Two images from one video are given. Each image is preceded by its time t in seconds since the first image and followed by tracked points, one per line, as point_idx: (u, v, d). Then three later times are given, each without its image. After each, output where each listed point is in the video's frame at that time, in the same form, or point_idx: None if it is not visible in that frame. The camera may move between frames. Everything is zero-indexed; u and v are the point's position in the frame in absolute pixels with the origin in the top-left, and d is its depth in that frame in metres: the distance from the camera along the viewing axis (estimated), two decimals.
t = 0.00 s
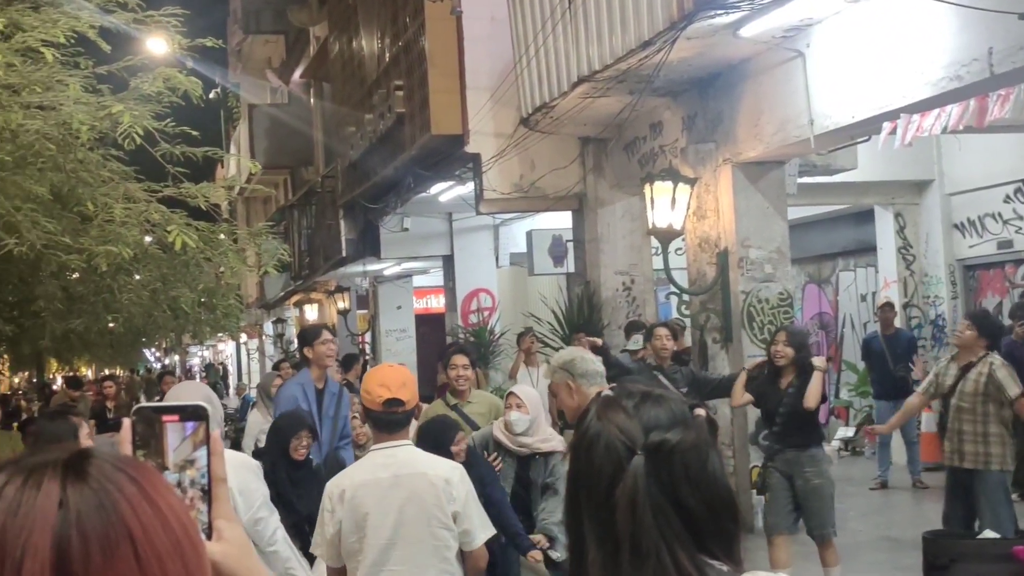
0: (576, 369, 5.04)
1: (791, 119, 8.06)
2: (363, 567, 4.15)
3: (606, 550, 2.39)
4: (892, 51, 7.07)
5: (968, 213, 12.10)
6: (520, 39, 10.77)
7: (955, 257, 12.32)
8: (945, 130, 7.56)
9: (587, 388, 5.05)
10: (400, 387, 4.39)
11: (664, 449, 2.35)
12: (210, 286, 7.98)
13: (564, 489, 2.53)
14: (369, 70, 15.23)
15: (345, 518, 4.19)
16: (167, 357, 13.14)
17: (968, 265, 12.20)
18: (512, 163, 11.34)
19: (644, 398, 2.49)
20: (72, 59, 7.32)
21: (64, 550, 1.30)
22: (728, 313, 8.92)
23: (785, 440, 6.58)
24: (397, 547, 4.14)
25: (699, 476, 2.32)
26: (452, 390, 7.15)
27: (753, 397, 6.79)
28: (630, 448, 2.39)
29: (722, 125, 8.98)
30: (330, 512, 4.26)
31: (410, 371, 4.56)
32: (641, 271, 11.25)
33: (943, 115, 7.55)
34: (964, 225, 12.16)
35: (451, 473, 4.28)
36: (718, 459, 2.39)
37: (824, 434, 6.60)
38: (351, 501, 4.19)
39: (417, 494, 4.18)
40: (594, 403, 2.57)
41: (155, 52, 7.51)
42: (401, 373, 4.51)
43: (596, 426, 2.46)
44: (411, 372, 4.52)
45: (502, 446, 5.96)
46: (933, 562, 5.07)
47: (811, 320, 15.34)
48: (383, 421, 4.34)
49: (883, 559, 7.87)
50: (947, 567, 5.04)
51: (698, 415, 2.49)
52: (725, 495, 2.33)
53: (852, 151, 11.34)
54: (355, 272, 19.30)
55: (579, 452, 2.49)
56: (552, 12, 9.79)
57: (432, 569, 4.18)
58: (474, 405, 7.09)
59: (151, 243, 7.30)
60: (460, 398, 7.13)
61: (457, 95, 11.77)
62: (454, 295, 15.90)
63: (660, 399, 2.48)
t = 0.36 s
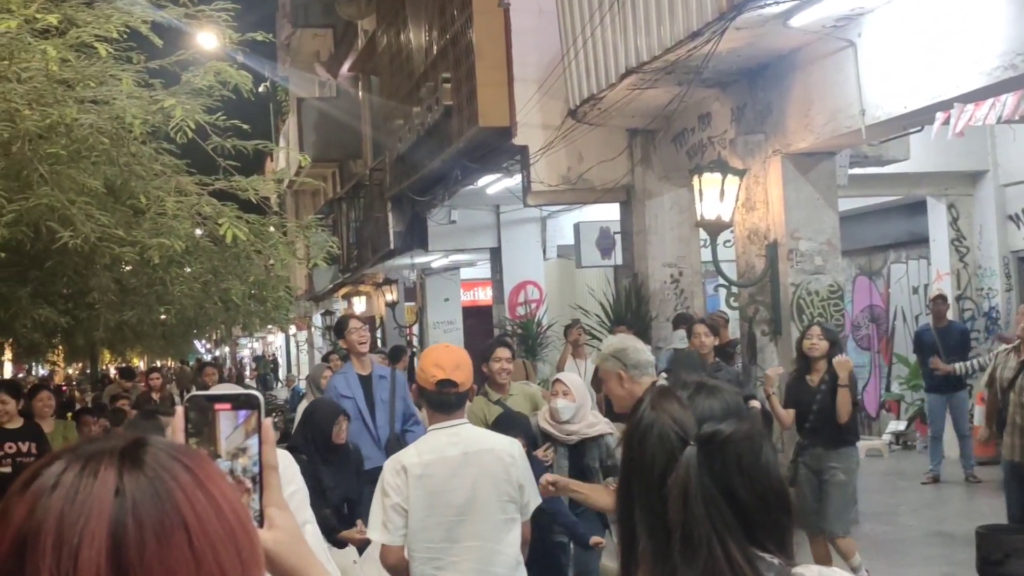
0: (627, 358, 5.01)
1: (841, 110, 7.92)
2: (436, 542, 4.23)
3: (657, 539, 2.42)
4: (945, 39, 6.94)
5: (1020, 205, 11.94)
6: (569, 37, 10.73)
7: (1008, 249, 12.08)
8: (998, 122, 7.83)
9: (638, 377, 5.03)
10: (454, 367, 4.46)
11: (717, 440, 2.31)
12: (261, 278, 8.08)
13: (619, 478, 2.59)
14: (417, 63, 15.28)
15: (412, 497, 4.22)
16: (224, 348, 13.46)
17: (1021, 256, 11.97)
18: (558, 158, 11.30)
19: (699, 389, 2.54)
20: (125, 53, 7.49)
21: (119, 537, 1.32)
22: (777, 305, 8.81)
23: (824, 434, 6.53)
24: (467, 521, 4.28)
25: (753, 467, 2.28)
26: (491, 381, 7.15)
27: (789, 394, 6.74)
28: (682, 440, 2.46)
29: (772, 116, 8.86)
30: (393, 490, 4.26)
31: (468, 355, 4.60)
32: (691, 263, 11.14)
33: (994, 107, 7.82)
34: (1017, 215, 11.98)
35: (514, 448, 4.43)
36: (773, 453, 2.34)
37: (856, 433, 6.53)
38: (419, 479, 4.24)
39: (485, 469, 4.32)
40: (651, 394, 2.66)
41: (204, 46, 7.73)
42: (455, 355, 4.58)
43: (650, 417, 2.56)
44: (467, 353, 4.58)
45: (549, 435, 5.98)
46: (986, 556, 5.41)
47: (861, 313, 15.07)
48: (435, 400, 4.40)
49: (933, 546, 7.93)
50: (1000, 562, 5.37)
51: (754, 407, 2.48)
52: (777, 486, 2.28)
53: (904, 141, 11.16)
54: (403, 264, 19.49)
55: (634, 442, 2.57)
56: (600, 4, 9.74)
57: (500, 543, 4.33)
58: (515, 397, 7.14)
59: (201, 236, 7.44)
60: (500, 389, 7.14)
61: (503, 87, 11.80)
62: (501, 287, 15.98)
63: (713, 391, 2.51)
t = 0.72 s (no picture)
0: (661, 362, 5.01)
1: (877, 98, 7.80)
2: (484, 555, 4.15)
3: (695, 528, 2.38)
4: (984, 23, 6.82)
5: None
6: (601, 26, 10.68)
7: None
8: None
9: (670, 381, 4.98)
10: (491, 375, 4.55)
11: (754, 430, 2.32)
12: (293, 269, 8.15)
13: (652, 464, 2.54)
14: (450, 54, 15.30)
15: (459, 507, 4.20)
16: (260, 337, 13.56)
17: None
18: (591, 149, 11.23)
19: (734, 378, 2.49)
20: (159, 45, 7.56)
21: (151, 524, 1.31)
22: (812, 296, 8.73)
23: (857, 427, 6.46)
24: (519, 534, 4.19)
25: (791, 457, 2.28)
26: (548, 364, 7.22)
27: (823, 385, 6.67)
28: (720, 427, 2.38)
29: (806, 106, 8.77)
30: (442, 501, 4.26)
31: (516, 364, 4.66)
32: (724, 254, 11.07)
33: None
34: None
35: (562, 457, 4.33)
36: (809, 441, 2.35)
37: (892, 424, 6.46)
38: (465, 489, 4.21)
39: (532, 479, 4.23)
40: (684, 382, 2.59)
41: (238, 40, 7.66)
42: (501, 362, 4.66)
43: (685, 405, 2.48)
44: (512, 360, 4.65)
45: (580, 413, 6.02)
46: None
47: (898, 304, 14.92)
48: (479, 405, 4.51)
49: (971, 537, 7.87)
50: None
51: (789, 394, 2.48)
52: (814, 477, 2.29)
53: (941, 130, 11.00)
54: (436, 255, 19.56)
55: (668, 431, 2.50)
56: None
57: (551, 555, 4.23)
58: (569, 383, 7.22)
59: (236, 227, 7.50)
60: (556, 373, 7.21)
61: (536, 77, 11.78)
62: (534, 277, 15.99)
63: (750, 380, 2.47)
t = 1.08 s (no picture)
0: (686, 360, 4.83)
1: (904, 86, 7.71)
2: (483, 523, 4.24)
3: (717, 517, 2.36)
4: (1006, 13, 6.77)
5: None
6: (625, 14, 10.62)
7: None
8: None
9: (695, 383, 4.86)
10: (528, 348, 4.41)
11: (779, 418, 2.30)
12: (317, 258, 8.19)
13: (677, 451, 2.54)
14: (473, 43, 15.28)
15: (465, 474, 4.30)
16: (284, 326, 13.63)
17: None
18: (614, 138, 11.16)
19: (760, 365, 2.56)
20: (183, 34, 7.59)
21: (162, 509, 1.30)
22: (837, 286, 8.66)
23: (881, 418, 6.40)
24: (518, 511, 4.19)
25: (816, 445, 2.27)
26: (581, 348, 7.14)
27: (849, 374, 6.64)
28: (745, 414, 2.42)
29: (832, 94, 8.69)
30: (454, 465, 4.38)
31: (548, 338, 4.51)
32: (749, 244, 10.88)
33: None
34: None
35: (577, 444, 4.25)
36: (835, 430, 2.33)
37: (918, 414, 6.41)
38: (474, 457, 4.30)
39: (540, 461, 4.20)
40: (709, 368, 2.64)
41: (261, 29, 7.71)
42: (533, 338, 4.51)
43: (711, 391, 2.52)
44: (547, 337, 4.50)
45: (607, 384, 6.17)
46: None
47: (923, 294, 14.75)
48: (509, 380, 4.40)
49: (998, 529, 7.81)
50: None
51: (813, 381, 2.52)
52: (840, 466, 2.28)
53: (968, 117, 10.87)
54: (460, 244, 19.58)
55: (693, 417, 2.52)
56: None
57: (549, 537, 4.18)
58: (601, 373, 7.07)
59: (260, 216, 7.54)
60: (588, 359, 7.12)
61: (559, 66, 11.73)
62: (557, 267, 15.97)
63: (775, 367, 2.54)
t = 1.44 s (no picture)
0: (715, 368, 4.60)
1: (925, 77, 7.63)
2: (494, 531, 4.20)
3: (739, 508, 2.34)
4: None
5: None
6: (644, 5, 10.57)
7: None
8: None
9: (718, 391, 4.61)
10: (533, 354, 4.42)
11: (803, 409, 2.31)
12: (337, 250, 8.26)
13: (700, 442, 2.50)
14: (492, 35, 15.24)
15: (476, 481, 4.25)
16: (303, 319, 13.68)
17: None
18: (634, 129, 11.15)
19: (784, 356, 2.49)
20: (203, 26, 7.62)
21: (183, 499, 1.31)
22: (857, 279, 8.59)
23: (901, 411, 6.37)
24: (530, 516, 4.19)
25: (839, 436, 2.28)
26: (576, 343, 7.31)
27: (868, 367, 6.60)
28: (768, 405, 2.36)
29: (852, 85, 8.61)
30: (460, 473, 4.30)
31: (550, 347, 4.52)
32: (768, 236, 10.94)
33: None
34: None
35: (588, 451, 4.30)
36: (858, 421, 2.35)
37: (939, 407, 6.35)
38: (483, 463, 4.25)
39: (552, 464, 4.23)
40: (733, 359, 2.58)
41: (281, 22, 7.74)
42: (535, 344, 4.52)
43: (735, 382, 2.46)
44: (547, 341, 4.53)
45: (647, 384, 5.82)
46: None
47: (944, 286, 14.63)
48: (515, 385, 4.38)
49: (1020, 523, 7.74)
50: None
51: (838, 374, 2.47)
52: (862, 457, 2.29)
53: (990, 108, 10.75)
54: (478, 237, 19.59)
55: (717, 408, 2.47)
56: None
57: (561, 541, 4.21)
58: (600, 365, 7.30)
59: (280, 208, 7.58)
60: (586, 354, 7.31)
61: (578, 58, 11.68)
62: (575, 259, 15.94)
63: (800, 359, 2.47)
